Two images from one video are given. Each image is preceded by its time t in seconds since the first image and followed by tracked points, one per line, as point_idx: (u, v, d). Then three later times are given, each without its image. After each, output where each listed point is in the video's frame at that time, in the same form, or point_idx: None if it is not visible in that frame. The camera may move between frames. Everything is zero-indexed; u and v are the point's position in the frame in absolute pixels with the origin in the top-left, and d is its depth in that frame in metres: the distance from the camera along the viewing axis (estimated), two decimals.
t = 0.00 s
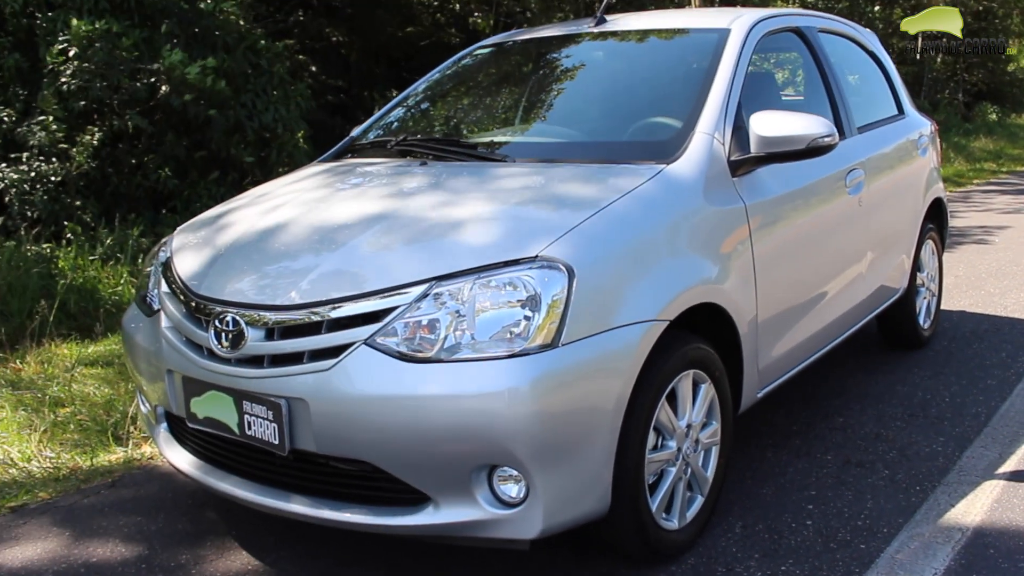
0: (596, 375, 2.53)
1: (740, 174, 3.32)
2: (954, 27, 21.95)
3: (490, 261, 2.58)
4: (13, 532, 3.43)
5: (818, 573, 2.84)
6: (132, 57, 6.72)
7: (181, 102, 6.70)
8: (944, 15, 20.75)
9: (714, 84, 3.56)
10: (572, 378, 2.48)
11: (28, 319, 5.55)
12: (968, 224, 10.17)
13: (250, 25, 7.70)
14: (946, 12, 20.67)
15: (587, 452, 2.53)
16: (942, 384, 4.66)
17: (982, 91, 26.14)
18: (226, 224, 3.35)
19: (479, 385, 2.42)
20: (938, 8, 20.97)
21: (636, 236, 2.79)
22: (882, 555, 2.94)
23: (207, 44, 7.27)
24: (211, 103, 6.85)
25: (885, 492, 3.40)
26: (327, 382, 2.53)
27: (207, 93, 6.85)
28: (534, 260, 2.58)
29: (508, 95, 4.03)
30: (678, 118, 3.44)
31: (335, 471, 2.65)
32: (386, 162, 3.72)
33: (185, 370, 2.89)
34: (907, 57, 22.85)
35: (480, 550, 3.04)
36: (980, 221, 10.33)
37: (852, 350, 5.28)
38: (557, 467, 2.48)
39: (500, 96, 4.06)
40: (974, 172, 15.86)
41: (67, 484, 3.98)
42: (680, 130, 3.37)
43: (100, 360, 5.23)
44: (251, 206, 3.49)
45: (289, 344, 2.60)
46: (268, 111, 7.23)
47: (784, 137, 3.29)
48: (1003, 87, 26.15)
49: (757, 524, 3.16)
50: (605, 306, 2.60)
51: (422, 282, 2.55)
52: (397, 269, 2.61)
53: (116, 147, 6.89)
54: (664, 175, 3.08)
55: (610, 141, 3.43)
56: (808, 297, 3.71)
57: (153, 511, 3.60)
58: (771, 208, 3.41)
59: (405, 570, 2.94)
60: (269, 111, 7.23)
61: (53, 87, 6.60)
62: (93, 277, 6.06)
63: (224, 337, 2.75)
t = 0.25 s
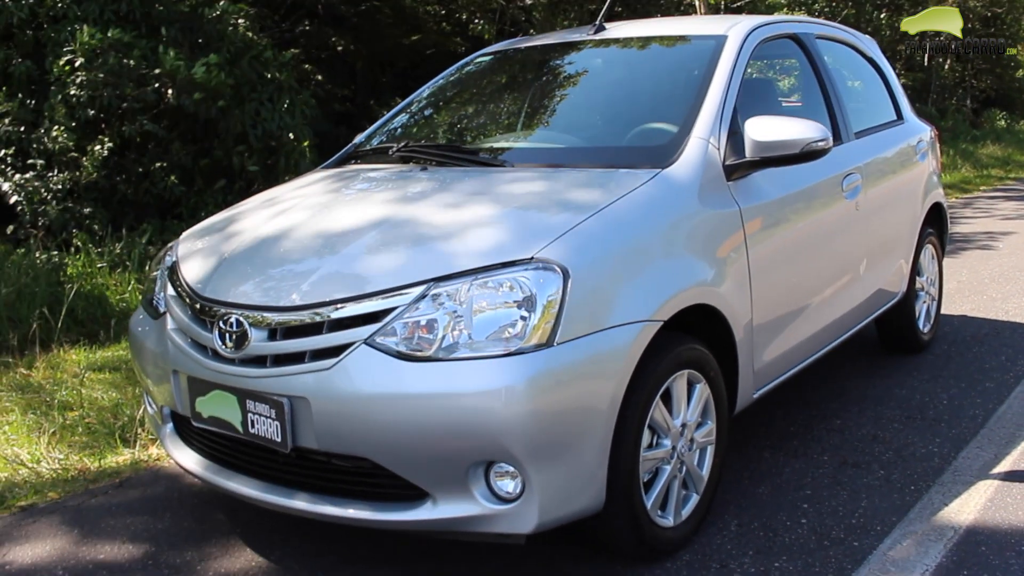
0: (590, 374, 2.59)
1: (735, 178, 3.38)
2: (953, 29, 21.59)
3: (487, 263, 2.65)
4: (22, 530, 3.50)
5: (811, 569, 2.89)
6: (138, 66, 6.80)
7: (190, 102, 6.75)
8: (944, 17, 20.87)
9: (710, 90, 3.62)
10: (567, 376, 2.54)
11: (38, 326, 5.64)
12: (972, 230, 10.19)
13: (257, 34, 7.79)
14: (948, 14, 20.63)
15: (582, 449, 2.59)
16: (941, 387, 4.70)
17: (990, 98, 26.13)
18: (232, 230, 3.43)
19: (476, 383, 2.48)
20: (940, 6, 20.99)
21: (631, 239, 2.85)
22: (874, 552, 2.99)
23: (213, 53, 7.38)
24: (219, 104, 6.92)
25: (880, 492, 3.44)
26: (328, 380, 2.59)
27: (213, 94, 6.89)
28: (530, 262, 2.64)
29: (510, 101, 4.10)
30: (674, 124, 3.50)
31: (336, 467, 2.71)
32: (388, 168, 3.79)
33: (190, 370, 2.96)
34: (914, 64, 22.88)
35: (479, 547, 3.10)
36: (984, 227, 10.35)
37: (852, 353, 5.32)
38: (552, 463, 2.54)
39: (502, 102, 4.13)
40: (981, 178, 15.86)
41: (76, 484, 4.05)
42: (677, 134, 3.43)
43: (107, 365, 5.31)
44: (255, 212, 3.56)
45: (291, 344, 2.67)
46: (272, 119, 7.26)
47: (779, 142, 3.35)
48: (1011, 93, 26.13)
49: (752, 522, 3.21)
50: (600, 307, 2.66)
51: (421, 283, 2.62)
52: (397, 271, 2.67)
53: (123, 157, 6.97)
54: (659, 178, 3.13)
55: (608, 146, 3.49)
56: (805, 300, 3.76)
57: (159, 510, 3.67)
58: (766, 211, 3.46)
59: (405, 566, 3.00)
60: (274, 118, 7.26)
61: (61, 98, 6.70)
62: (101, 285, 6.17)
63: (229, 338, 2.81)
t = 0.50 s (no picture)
0: (586, 373, 2.65)
1: (730, 181, 3.44)
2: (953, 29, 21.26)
3: (485, 264, 2.71)
4: (31, 530, 3.57)
5: (803, 564, 2.94)
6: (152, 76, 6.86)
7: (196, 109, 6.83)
8: (944, 18, 20.85)
9: (705, 95, 3.68)
10: (563, 375, 2.60)
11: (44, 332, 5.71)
12: (972, 234, 10.24)
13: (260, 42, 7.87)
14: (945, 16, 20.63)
15: (579, 446, 2.65)
16: (937, 388, 4.75)
17: (992, 103, 26.17)
18: (236, 234, 3.49)
19: (474, 382, 2.54)
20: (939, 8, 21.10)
21: (627, 241, 2.91)
22: (866, 548, 3.04)
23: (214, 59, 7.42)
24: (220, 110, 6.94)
25: (874, 490, 3.50)
26: (330, 379, 2.66)
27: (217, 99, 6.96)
28: (527, 263, 2.70)
29: (509, 107, 4.17)
30: (670, 128, 3.56)
31: (338, 466, 2.78)
32: (388, 173, 3.86)
33: (195, 371, 3.03)
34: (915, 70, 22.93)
35: (478, 543, 3.16)
36: (984, 231, 10.39)
37: (849, 355, 5.37)
38: (549, 460, 2.60)
39: (501, 108, 4.19)
40: (982, 183, 15.90)
41: (83, 486, 4.12)
42: (672, 138, 3.49)
43: (112, 370, 5.38)
44: (259, 217, 3.63)
45: (293, 345, 2.73)
46: (275, 123, 7.42)
47: (772, 145, 3.41)
48: (1013, 97, 26.18)
49: (747, 519, 3.26)
50: (596, 307, 2.72)
51: (420, 284, 2.68)
52: (397, 272, 2.74)
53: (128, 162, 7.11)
54: (655, 182, 3.20)
55: (605, 151, 3.56)
56: (800, 302, 3.81)
57: (165, 510, 3.74)
58: (761, 213, 3.52)
59: (405, 562, 3.06)
60: (276, 123, 7.42)
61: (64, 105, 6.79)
62: (105, 291, 6.26)
63: (233, 339, 2.88)
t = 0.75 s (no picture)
0: (585, 372, 2.69)
1: (724, 183, 3.48)
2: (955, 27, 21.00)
3: (484, 265, 2.75)
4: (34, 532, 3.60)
5: (801, 560, 2.99)
6: (153, 83, 6.86)
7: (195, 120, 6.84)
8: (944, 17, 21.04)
9: (699, 97, 3.72)
10: (563, 374, 2.64)
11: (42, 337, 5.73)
12: (965, 234, 10.31)
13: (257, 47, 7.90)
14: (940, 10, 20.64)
15: (578, 445, 2.69)
16: (931, 387, 4.80)
17: (984, 103, 26.29)
18: (237, 238, 3.52)
19: (474, 381, 2.58)
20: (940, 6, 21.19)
21: (624, 242, 2.95)
22: (862, 544, 3.09)
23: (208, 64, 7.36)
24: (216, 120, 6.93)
25: (869, 487, 3.54)
26: (333, 380, 2.69)
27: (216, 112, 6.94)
28: (526, 264, 2.74)
29: (506, 110, 4.20)
30: (665, 131, 3.61)
31: (340, 465, 2.81)
32: (387, 176, 3.89)
33: (198, 373, 3.06)
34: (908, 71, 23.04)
35: (479, 541, 3.19)
36: (977, 231, 10.46)
37: (844, 355, 5.42)
38: (549, 458, 2.64)
39: (498, 111, 4.23)
40: (974, 183, 15.99)
41: (85, 488, 4.15)
42: (667, 141, 3.53)
43: (111, 373, 5.41)
44: (259, 220, 3.66)
45: (296, 346, 2.77)
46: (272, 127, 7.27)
47: (767, 147, 3.44)
48: (1005, 98, 26.30)
49: (744, 517, 3.30)
50: (594, 308, 2.76)
51: (420, 285, 2.72)
52: (398, 274, 2.78)
53: (126, 166, 7.19)
54: (652, 184, 3.24)
55: (601, 153, 3.60)
56: (795, 302, 3.86)
57: (167, 512, 3.77)
58: (755, 214, 3.56)
59: (406, 561, 3.10)
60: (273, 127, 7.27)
61: (65, 113, 6.81)
62: (103, 295, 6.30)
63: (236, 340, 2.92)
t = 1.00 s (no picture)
0: (586, 371, 2.74)
1: (718, 185, 3.54)
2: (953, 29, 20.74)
3: (485, 267, 2.79)
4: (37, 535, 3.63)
5: (797, 554, 3.04)
6: (141, 95, 6.93)
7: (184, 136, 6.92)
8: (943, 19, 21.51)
9: (692, 101, 3.79)
10: (564, 372, 2.69)
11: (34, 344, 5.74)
12: (950, 236, 10.42)
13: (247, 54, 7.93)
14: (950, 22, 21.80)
15: (579, 442, 2.74)
16: (920, 385, 4.87)
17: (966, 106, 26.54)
18: (236, 241, 3.56)
19: (477, 380, 2.63)
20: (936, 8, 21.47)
21: (621, 243, 3.00)
22: (857, 538, 3.15)
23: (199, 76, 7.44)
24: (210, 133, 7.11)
25: (862, 483, 3.60)
26: (337, 380, 2.73)
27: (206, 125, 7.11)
28: (527, 265, 2.79)
29: (501, 114, 4.26)
30: (659, 134, 3.66)
31: (345, 464, 2.85)
32: (383, 181, 3.93)
33: (202, 375, 3.10)
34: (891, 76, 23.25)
35: (480, 539, 3.24)
36: (962, 233, 10.57)
37: (834, 354, 5.49)
38: (551, 454, 2.68)
39: (493, 115, 4.29)
40: (958, 186, 16.15)
41: (85, 492, 4.17)
42: (661, 144, 3.59)
43: (106, 379, 5.43)
44: (258, 224, 3.69)
45: (300, 347, 2.81)
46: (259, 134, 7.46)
47: (759, 149, 3.51)
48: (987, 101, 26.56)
49: (740, 513, 3.36)
50: (593, 307, 2.81)
51: (423, 286, 2.76)
52: (400, 275, 2.82)
53: (115, 173, 7.13)
54: (648, 186, 3.30)
55: (596, 156, 3.66)
56: (787, 302, 3.92)
57: (168, 514, 3.79)
58: (748, 216, 3.63)
59: (409, 559, 3.14)
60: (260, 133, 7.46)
61: (56, 120, 6.83)
62: (95, 301, 6.31)
63: (240, 342, 2.95)
